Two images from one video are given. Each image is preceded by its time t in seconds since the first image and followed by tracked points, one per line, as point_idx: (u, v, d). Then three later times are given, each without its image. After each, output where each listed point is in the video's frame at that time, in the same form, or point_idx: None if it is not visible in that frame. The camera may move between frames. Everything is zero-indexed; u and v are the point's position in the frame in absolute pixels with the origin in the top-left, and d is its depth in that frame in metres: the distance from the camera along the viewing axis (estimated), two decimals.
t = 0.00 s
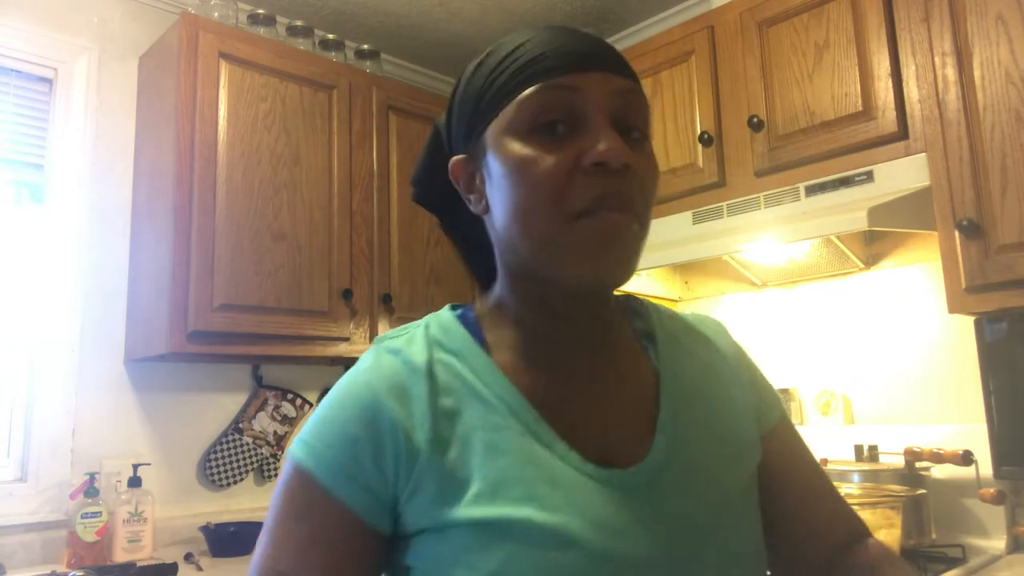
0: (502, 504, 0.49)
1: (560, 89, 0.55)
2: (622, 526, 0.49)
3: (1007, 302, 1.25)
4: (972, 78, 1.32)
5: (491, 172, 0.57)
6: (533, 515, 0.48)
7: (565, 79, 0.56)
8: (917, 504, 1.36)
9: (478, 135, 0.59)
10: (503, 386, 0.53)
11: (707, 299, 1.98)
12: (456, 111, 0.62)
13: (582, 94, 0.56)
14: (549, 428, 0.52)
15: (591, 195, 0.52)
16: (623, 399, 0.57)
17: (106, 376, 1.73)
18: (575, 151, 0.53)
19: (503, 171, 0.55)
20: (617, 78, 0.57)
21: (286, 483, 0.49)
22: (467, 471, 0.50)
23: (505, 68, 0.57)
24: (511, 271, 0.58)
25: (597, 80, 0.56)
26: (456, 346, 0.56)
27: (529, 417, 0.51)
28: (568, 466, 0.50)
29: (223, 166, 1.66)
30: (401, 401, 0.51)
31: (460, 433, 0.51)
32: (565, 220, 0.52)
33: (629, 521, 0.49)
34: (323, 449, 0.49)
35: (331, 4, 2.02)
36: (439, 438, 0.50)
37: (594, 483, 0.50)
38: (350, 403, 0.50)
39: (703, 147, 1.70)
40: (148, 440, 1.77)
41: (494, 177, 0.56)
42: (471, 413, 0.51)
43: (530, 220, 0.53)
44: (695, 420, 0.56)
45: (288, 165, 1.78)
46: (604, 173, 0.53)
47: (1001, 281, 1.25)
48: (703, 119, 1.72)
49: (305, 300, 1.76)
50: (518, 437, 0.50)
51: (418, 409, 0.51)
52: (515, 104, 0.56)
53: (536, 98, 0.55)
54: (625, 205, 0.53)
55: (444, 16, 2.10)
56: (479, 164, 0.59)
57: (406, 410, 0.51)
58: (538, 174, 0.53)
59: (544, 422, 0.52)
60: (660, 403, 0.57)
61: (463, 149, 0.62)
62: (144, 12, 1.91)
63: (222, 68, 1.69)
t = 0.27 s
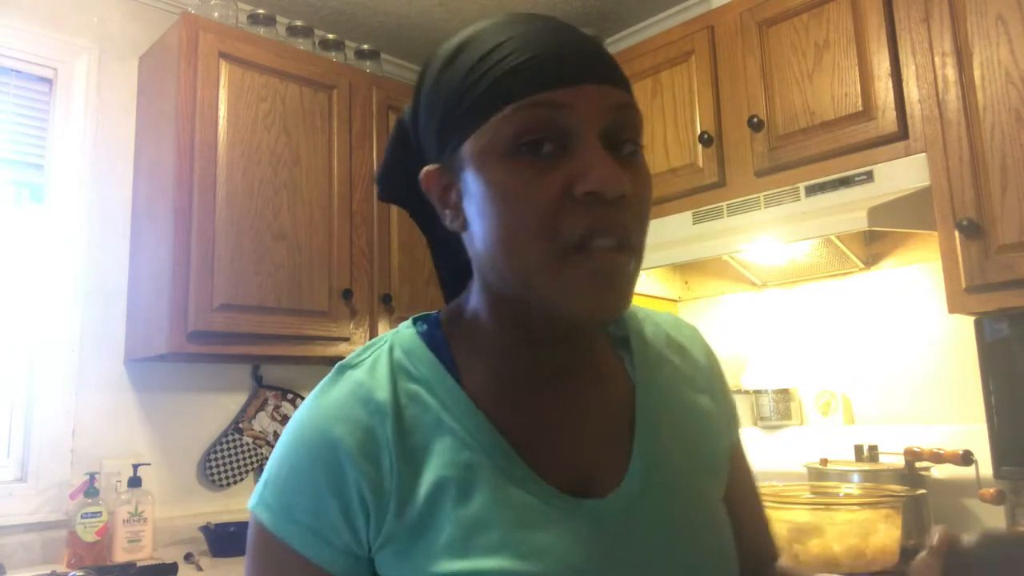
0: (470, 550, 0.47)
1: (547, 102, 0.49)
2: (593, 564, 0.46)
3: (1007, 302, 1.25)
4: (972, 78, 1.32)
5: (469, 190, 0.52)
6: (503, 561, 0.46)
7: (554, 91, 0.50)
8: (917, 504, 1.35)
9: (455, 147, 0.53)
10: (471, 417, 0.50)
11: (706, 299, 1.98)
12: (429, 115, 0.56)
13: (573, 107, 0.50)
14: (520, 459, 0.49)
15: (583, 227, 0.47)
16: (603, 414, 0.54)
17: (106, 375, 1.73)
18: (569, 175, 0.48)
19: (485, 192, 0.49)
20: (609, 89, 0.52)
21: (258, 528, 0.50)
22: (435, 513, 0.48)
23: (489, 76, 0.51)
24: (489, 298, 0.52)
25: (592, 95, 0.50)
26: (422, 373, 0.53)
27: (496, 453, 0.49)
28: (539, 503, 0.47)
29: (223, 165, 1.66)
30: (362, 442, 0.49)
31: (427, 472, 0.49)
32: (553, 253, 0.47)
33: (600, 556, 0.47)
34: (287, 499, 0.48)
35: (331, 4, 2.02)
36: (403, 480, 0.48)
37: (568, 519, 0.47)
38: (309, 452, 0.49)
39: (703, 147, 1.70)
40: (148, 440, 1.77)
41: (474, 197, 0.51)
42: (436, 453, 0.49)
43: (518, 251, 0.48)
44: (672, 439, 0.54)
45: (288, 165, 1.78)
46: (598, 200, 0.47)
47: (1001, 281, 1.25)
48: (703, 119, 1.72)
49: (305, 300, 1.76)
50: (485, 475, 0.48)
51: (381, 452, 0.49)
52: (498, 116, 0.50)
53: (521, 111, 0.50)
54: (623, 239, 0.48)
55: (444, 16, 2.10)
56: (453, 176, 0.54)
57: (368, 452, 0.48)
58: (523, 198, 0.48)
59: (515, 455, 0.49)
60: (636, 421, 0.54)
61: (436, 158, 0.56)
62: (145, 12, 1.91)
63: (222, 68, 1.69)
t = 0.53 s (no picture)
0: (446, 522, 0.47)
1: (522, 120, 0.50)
2: (568, 547, 0.48)
3: (1007, 302, 1.26)
4: (972, 78, 1.32)
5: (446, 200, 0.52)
6: (479, 536, 0.46)
7: (530, 107, 0.50)
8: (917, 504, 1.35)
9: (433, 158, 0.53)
10: (458, 399, 0.50)
11: (706, 299, 1.99)
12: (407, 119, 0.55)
13: (547, 124, 0.50)
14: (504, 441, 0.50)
15: (558, 245, 0.48)
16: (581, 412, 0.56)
17: (106, 375, 1.73)
18: (540, 196, 0.48)
19: (463, 210, 0.50)
20: (582, 100, 0.52)
21: (229, 489, 0.47)
22: (413, 486, 0.48)
23: (462, 93, 0.51)
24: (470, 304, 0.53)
25: (563, 111, 0.51)
26: (407, 350, 0.53)
27: (482, 431, 0.49)
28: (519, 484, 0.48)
29: (223, 165, 1.66)
30: (351, 411, 0.48)
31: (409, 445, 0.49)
32: (529, 272, 0.48)
33: (575, 541, 0.48)
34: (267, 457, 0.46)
35: (331, 4, 2.02)
36: (388, 453, 0.48)
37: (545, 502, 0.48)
38: (295, 415, 0.47)
39: (703, 147, 1.70)
40: (148, 440, 1.77)
41: (453, 212, 0.51)
42: (423, 428, 0.49)
43: (495, 270, 0.49)
44: (647, 437, 0.56)
45: (288, 165, 1.78)
46: (572, 218, 0.48)
47: (1001, 280, 1.25)
48: (703, 119, 1.72)
49: (305, 300, 1.76)
50: (469, 453, 0.48)
51: (368, 423, 0.48)
52: (472, 129, 0.50)
53: (496, 127, 0.50)
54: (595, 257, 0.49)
55: (444, 17, 2.10)
56: (431, 181, 0.54)
57: (354, 423, 0.48)
58: (499, 215, 0.49)
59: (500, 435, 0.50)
60: (614, 416, 0.56)
61: (416, 164, 0.56)
62: (145, 12, 1.91)
63: (222, 68, 1.69)
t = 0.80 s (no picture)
0: (394, 484, 0.51)
1: (537, 114, 0.51)
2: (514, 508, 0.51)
3: (1007, 302, 1.25)
4: (972, 78, 1.32)
5: (439, 177, 0.54)
6: (425, 496, 0.50)
7: (544, 106, 0.52)
8: (917, 504, 1.35)
9: (432, 128, 0.55)
10: (406, 378, 0.55)
11: (706, 299, 1.99)
12: (407, 90, 0.57)
13: (561, 124, 0.52)
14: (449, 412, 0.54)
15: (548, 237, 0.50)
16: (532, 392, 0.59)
17: (106, 375, 1.73)
18: (539, 183, 0.50)
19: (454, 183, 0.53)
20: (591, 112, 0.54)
21: (183, 474, 0.50)
22: (361, 457, 0.52)
23: (475, 78, 0.53)
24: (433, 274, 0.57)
25: (574, 117, 0.53)
26: (353, 337, 0.58)
27: (426, 403, 0.54)
28: (466, 450, 0.52)
29: (223, 165, 1.66)
30: (298, 387, 0.53)
31: (356, 417, 0.53)
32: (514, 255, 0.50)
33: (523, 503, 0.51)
34: (218, 432, 0.50)
35: (331, 4, 2.02)
36: (336, 426, 0.52)
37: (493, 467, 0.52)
38: (249, 392, 0.51)
39: (703, 147, 1.70)
40: (148, 440, 1.77)
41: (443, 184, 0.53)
42: (369, 404, 0.54)
43: (478, 242, 0.51)
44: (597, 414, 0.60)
45: (288, 165, 1.78)
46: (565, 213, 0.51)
47: (1001, 280, 1.25)
48: (703, 119, 1.72)
49: (305, 300, 1.76)
50: (413, 421, 0.53)
51: (318, 399, 0.53)
52: (479, 115, 0.52)
53: (506, 117, 0.52)
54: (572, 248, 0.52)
55: (444, 17, 2.10)
56: (420, 157, 0.56)
57: (304, 399, 0.52)
58: (493, 197, 0.50)
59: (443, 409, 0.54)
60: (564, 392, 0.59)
61: (406, 125, 0.57)
62: (145, 12, 1.91)
63: (222, 68, 1.69)
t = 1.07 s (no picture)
0: (385, 468, 0.59)
1: (496, 123, 0.65)
2: (495, 485, 0.60)
3: (1008, 302, 1.25)
4: (972, 78, 1.32)
5: (413, 180, 0.67)
6: (415, 475, 0.58)
7: (502, 116, 0.66)
8: (917, 504, 1.36)
9: (405, 139, 0.68)
10: (394, 375, 0.63)
11: (706, 300, 1.99)
12: (386, 105, 0.70)
13: (515, 131, 0.66)
14: (435, 404, 0.63)
15: (508, 227, 0.63)
16: (506, 385, 0.71)
17: (106, 375, 1.73)
18: (502, 184, 0.64)
19: (430, 183, 0.65)
20: (540, 123, 0.68)
21: (177, 469, 0.55)
22: (352, 443, 0.60)
23: (442, 91, 0.66)
24: (411, 271, 0.69)
25: (529, 122, 0.67)
26: (341, 338, 0.66)
27: (413, 396, 0.62)
28: (452, 435, 0.61)
29: (223, 165, 1.66)
30: (292, 382, 0.60)
31: (347, 409, 0.61)
32: (481, 242, 0.63)
33: (502, 481, 0.61)
34: (217, 426, 0.56)
35: (331, 4, 2.02)
36: (328, 417, 0.60)
37: (475, 449, 0.62)
38: (245, 388, 0.58)
39: (703, 147, 1.70)
40: (148, 440, 1.77)
41: (418, 186, 0.66)
42: (358, 396, 0.62)
43: (451, 233, 0.63)
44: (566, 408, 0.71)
45: (288, 165, 1.78)
46: (522, 210, 0.64)
47: (1001, 281, 1.25)
48: (703, 118, 1.72)
49: (305, 300, 1.76)
50: (402, 412, 0.61)
51: (312, 391, 0.60)
52: (447, 125, 0.66)
53: (470, 126, 0.65)
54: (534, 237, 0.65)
55: (444, 17, 2.10)
56: (395, 162, 0.69)
57: (299, 391, 0.60)
58: (461, 194, 0.63)
59: (429, 401, 0.63)
60: (540, 392, 0.71)
61: (384, 138, 0.70)
62: (144, 12, 1.91)
63: (222, 68, 1.69)
